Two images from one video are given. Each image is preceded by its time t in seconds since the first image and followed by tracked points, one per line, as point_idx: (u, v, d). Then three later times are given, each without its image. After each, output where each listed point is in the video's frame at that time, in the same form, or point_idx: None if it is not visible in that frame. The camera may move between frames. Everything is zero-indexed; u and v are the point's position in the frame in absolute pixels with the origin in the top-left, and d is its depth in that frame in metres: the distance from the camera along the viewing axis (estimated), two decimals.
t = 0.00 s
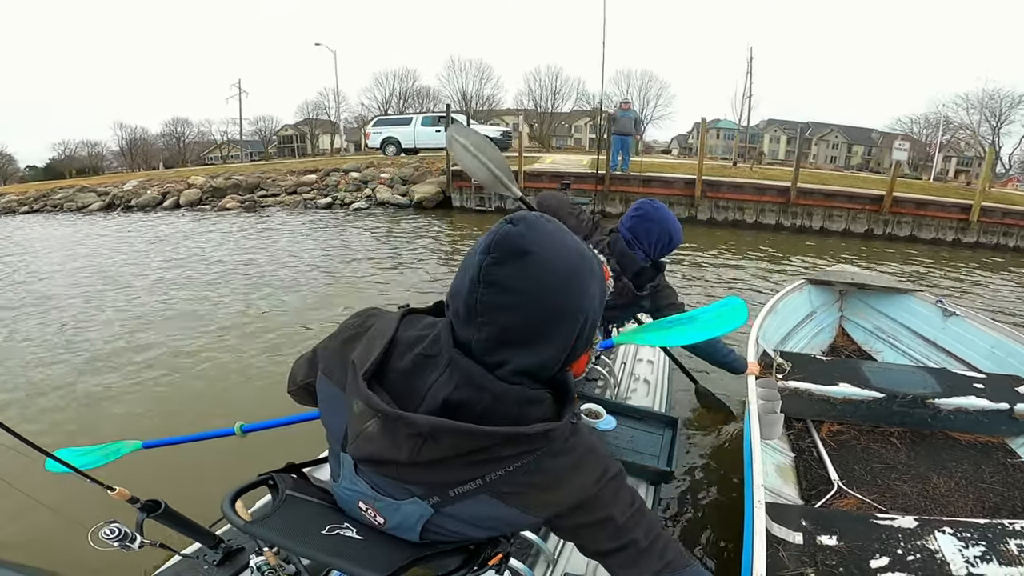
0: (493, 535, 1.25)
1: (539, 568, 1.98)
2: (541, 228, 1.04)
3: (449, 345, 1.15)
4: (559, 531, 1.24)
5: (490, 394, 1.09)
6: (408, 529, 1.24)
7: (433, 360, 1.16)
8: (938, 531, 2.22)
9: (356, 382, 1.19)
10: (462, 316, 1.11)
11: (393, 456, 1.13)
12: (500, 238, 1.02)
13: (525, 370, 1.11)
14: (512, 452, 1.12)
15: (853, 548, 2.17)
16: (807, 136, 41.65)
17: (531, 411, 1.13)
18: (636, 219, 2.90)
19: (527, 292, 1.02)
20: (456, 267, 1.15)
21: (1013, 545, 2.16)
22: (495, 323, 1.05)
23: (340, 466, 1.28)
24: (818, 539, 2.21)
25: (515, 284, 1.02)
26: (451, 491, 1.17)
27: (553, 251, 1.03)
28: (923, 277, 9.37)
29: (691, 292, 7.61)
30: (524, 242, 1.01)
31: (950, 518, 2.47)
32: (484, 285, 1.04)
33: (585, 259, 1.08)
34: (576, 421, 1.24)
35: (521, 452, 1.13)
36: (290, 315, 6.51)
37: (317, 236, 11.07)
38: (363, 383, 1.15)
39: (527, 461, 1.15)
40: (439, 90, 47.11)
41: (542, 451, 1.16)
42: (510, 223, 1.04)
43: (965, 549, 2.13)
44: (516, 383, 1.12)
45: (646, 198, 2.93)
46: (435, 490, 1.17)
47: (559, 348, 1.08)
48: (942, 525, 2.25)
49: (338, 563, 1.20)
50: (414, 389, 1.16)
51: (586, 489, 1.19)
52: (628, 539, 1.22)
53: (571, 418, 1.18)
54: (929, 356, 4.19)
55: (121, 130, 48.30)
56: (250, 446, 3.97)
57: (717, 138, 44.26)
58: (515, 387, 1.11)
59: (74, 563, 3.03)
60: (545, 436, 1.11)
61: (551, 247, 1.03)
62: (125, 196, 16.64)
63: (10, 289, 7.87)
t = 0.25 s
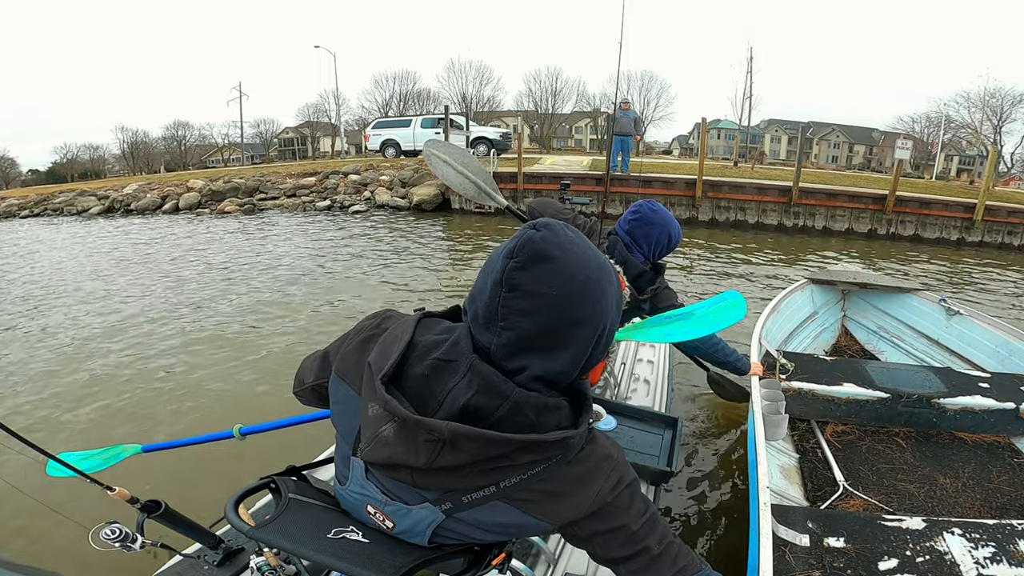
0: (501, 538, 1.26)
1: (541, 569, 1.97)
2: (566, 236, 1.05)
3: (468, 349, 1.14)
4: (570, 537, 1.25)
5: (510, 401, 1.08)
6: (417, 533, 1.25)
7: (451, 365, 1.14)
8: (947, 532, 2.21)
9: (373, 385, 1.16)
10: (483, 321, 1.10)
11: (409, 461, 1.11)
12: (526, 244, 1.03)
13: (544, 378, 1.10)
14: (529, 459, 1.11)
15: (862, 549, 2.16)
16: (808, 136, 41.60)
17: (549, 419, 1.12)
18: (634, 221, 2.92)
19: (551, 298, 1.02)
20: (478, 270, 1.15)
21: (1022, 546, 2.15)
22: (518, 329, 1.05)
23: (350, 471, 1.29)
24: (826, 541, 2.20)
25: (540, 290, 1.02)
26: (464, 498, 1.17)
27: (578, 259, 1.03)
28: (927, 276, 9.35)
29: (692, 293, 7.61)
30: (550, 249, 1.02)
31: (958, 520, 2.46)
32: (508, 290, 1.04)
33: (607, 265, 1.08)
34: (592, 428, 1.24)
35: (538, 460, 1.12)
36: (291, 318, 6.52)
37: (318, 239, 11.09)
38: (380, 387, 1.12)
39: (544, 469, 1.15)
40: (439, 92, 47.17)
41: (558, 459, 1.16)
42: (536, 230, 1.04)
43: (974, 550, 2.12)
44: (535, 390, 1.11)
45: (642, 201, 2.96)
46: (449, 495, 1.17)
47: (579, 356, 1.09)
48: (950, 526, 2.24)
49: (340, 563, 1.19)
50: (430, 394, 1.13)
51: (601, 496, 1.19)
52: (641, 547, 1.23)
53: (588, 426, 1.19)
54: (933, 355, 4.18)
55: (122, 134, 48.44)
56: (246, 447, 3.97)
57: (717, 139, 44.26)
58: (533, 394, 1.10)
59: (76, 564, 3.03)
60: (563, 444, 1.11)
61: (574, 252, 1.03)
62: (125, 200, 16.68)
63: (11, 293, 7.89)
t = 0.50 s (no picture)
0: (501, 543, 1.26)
1: (540, 568, 1.98)
2: (584, 248, 1.06)
3: (479, 357, 1.13)
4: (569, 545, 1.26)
5: (520, 411, 1.08)
6: (418, 537, 1.25)
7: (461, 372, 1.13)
8: (944, 537, 2.21)
9: (381, 390, 1.15)
10: (497, 328, 1.11)
11: (415, 469, 1.10)
12: (545, 253, 1.03)
13: (554, 389, 1.11)
14: (536, 469, 1.11)
15: (858, 554, 2.15)
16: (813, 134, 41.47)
17: (557, 431, 1.12)
18: (631, 223, 2.93)
19: (567, 309, 1.03)
20: (492, 277, 1.16)
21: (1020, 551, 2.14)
22: (532, 338, 1.06)
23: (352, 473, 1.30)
24: (823, 546, 2.20)
25: (556, 301, 1.03)
26: (467, 505, 1.17)
27: (595, 273, 1.05)
28: (931, 277, 9.31)
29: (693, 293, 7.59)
30: (569, 260, 1.03)
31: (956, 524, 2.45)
32: (525, 298, 1.04)
33: (621, 279, 1.11)
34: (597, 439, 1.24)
35: (545, 471, 1.13)
36: (291, 315, 6.53)
37: (319, 236, 11.09)
38: (390, 392, 1.11)
39: (549, 480, 1.15)
40: (442, 89, 47.10)
41: (564, 470, 1.16)
42: (555, 240, 1.05)
43: (972, 555, 2.11)
44: (544, 402, 1.11)
45: (640, 203, 2.95)
46: (452, 503, 1.17)
47: (590, 368, 1.10)
48: (949, 531, 2.24)
49: (339, 566, 1.20)
50: (438, 401, 1.12)
51: (603, 506, 1.20)
52: (642, 557, 1.25)
53: (595, 437, 1.19)
54: (933, 357, 4.17)
55: (124, 129, 48.50)
56: (242, 450, 3.96)
57: (721, 137, 44.12)
58: (543, 406, 1.10)
59: (76, 563, 3.04)
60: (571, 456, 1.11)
61: (592, 264, 1.05)
62: (126, 195, 16.70)
63: (12, 288, 7.92)
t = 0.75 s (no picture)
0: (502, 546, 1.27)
1: (539, 569, 1.99)
2: (608, 261, 1.07)
3: (498, 362, 1.13)
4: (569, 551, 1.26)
5: (536, 418, 1.08)
6: (421, 538, 1.25)
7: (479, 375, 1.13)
8: (929, 542, 2.22)
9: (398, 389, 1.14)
10: (518, 333, 1.10)
11: (429, 470, 1.10)
12: (572, 263, 1.03)
13: (569, 397, 1.12)
14: (548, 475, 1.11)
15: (845, 559, 2.17)
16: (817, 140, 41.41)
17: (569, 438, 1.13)
18: (632, 225, 2.92)
19: (591, 320, 1.03)
20: (514, 282, 1.16)
21: (1004, 556, 2.16)
22: (553, 346, 1.07)
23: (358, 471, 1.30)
24: (811, 550, 2.21)
25: (580, 311, 1.03)
26: (474, 508, 1.17)
27: (618, 286, 1.06)
28: (931, 286, 9.33)
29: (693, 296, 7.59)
30: (595, 272, 1.03)
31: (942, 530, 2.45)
32: (549, 307, 1.05)
33: (641, 292, 1.11)
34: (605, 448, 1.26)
35: (556, 477, 1.13)
36: (288, 308, 6.52)
37: (319, 229, 11.08)
38: (408, 392, 1.10)
39: (558, 486, 1.16)
40: (447, 84, 47.02)
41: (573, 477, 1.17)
42: (581, 250, 1.05)
43: (955, 561, 2.13)
44: (559, 409, 1.12)
45: (641, 204, 2.93)
46: (461, 505, 1.17)
47: (607, 379, 1.11)
48: (934, 536, 2.25)
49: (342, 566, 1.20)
50: (454, 403, 1.11)
51: (608, 514, 1.22)
52: (637, 567, 1.27)
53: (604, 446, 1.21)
54: (925, 364, 4.19)
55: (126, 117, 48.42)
56: (238, 450, 3.88)
57: (724, 139, 44.12)
58: (558, 414, 1.11)
59: (74, 562, 3.05)
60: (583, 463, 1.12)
61: (615, 276, 1.06)
62: (125, 183, 16.68)
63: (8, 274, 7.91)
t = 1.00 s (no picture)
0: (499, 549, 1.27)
1: (540, 569, 1.99)
2: (611, 262, 1.07)
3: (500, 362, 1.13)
4: (566, 556, 1.27)
5: (538, 419, 1.09)
6: (419, 538, 1.26)
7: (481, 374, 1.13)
8: (909, 541, 2.22)
9: (401, 387, 1.14)
10: (521, 333, 1.10)
11: (429, 469, 1.10)
12: (573, 263, 1.04)
13: (571, 399, 1.12)
14: (547, 477, 1.12)
15: (827, 557, 2.17)
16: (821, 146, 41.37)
17: (570, 441, 1.13)
18: (638, 225, 2.91)
19: (592, 320, 1.04)
20: (516, 283, 1.16)
21: (983, 557, 2.16)
22: (555, 347, 1.07)
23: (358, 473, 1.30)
24: (793, 548, 2.21)
25: (581, 311, 1.03)
26: (473, 508, 1.17)
27: (620, 287, 1.06)
28: (931, 295, 9.32)
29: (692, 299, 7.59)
30: (597, 272, 1.03)
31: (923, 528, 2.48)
32: (549, 307, 1.05)
33: (642, 295, 1.11)
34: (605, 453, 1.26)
35: (556, 478, 1.13)
36: (287, 304, 6.53)
37: (319, 226, 11.09)
38: (409, 391, 1.10)
39: (558, 489, 1.16)
40: (451, 83, 46.99)
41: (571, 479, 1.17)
42: (583, 250, 1.05)
43: (934, 560, 2.13)
44: (561, 411, 1.12)
45: (647, 206, 2.92)
46: (459, 505, 1.18)
47: (607, 380, 1.11)
48: (913, 536, 2.25)
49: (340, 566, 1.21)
50: (455, 403, 1.12)
51: (605, 520, 1.22)
52: (627, 573, 1.28)
53: (603, 450, 1.21)
54: (914, 368, 4.20)
55: (129, 110, 48.47)
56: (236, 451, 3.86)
57: (728, 143, 44.08)
58: (560, 415, 1.11)
59: (74, 563, 3.06)
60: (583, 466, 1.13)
61: (616, 277, 1.06)
62: (126, 176, 16.70)
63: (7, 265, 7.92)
